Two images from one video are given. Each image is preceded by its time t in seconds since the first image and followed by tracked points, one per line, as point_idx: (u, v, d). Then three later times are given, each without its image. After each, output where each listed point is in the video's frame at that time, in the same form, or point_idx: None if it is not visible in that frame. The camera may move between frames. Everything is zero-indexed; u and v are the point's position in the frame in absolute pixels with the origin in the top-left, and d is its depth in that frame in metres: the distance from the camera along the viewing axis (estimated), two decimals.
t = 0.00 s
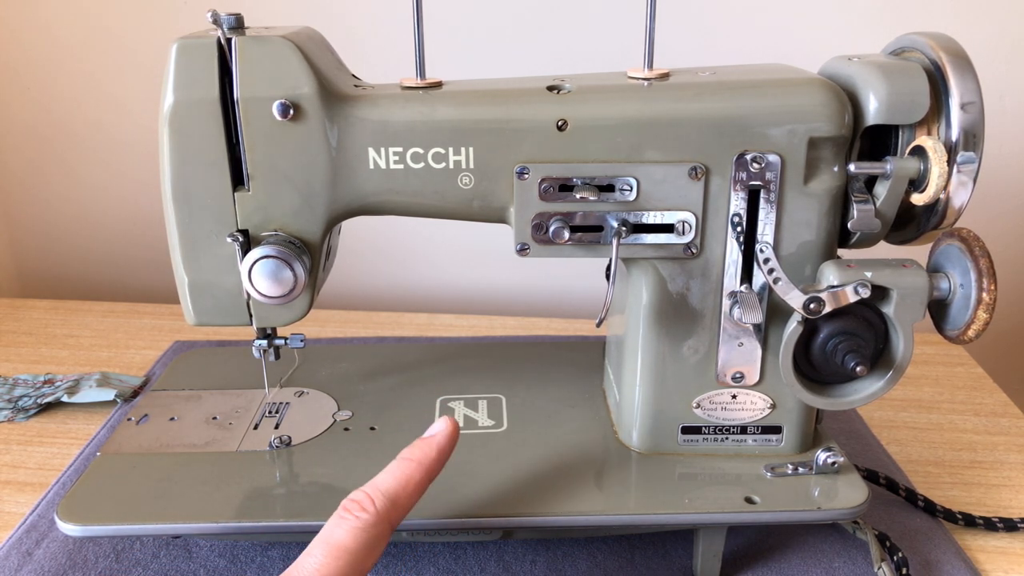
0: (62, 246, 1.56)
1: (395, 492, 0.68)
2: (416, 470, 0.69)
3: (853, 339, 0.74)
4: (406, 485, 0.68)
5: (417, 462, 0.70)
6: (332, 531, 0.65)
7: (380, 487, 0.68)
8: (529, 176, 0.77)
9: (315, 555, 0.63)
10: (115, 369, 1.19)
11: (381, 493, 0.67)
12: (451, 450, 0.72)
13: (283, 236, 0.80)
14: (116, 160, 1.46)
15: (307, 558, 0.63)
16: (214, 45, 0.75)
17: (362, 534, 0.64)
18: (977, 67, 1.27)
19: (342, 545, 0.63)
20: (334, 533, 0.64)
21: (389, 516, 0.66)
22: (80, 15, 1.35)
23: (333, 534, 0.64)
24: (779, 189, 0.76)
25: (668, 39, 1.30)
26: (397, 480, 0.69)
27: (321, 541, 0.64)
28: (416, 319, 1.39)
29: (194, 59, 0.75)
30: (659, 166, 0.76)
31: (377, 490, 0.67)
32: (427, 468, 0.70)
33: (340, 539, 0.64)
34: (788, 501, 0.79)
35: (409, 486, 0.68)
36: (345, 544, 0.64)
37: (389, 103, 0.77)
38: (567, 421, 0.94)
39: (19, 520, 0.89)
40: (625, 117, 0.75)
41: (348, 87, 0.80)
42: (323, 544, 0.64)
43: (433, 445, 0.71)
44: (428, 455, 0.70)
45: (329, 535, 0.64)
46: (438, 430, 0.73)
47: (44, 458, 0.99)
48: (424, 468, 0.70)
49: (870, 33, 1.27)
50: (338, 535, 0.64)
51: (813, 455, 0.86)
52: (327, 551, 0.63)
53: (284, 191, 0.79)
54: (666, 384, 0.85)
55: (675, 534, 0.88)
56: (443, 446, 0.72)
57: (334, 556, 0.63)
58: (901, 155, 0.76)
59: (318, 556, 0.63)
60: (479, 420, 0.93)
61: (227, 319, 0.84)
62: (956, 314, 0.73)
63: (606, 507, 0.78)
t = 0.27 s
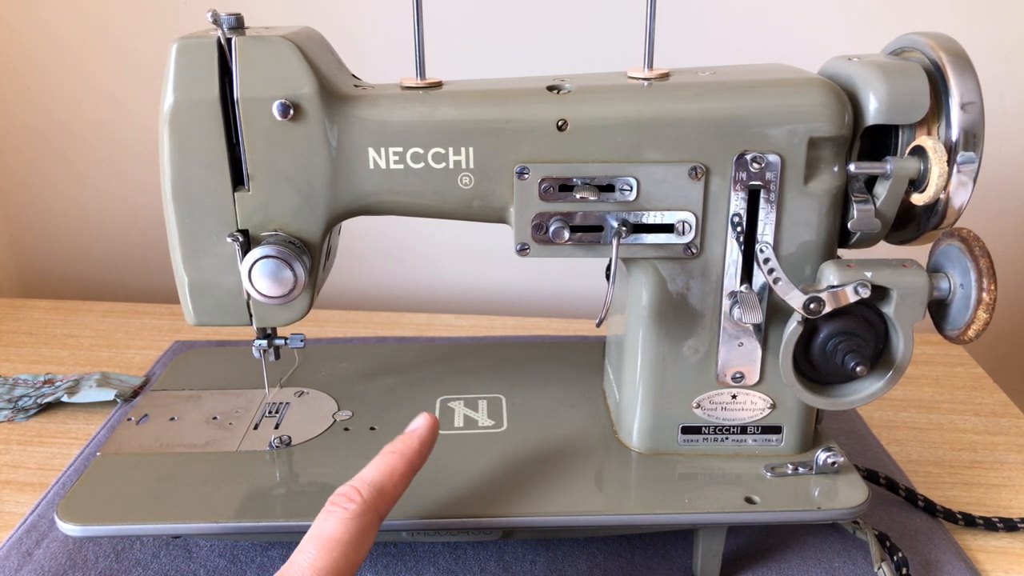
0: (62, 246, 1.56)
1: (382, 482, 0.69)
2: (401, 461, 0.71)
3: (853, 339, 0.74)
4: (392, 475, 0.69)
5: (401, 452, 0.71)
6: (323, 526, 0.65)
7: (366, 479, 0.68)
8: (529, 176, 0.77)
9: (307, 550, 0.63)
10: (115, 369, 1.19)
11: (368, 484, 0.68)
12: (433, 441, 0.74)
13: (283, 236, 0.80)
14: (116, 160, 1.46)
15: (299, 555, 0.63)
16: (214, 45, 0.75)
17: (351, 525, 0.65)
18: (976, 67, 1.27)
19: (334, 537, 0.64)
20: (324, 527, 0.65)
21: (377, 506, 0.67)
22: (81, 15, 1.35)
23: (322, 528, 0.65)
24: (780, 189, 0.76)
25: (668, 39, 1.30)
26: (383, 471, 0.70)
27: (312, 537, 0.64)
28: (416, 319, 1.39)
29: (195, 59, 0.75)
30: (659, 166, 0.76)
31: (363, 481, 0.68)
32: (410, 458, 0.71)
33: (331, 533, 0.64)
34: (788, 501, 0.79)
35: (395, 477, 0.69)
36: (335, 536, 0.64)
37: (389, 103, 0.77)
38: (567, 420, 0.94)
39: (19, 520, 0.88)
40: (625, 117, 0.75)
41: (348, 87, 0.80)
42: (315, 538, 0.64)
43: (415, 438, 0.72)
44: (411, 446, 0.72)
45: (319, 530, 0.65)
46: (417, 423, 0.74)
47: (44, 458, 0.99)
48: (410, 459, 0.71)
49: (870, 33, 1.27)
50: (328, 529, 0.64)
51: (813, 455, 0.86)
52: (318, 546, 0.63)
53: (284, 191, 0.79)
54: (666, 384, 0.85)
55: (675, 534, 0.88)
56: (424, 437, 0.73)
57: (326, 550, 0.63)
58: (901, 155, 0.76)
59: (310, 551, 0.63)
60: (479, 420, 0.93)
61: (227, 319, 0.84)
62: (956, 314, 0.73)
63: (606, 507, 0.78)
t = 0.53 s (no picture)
0: (62, 246, 1.56)
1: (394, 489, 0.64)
2: (421, 492, 0.66)
3: (852, 338, 0.74)
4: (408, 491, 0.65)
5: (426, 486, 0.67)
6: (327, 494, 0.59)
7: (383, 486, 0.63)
8: (528, 176, 0.77)
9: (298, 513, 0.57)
10: (115, 369, 1.19)
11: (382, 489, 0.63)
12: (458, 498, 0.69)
13: (283, 236, 0.80)
14: (116, 160, 1.46)
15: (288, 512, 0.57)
16: (214, 46, 0.75)
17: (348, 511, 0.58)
18: (977, 67, 1.27)
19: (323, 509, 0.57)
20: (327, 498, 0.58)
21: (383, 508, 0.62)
22: (81, 15, 1.35)
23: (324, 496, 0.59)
24: (780, 189, 0.76)
25: (668, 39, 1.30)
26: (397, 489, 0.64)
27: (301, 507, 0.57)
28: (417, 319, 1.39)
29: (194, 59, 0.75)
30: (659, 166, 0.76)
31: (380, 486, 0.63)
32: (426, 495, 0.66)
33: (331, 501, 0.58)
34: (788, 501, 0.79)
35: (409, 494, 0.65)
36: (334, 506, 0.58)
37: (389, 103, 0.77)
38: (567, 420, 0.94)
39: (19, 520, 0.88)
40: (625, 117, 0.75)
41: (348, 87, 0.80)
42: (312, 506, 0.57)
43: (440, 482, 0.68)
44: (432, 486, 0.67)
45: (317, 498, 0.59)
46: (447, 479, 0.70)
47: (44, 458, 0.99)
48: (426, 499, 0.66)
49: (871, 33, 1.27)
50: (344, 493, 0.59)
51: (812, 455, 0.86)
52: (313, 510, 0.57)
53: (283, 191, 0.79)
54: (666, 384, 0.85)
55: (675, 534, 0.88)
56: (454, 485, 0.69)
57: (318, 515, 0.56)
58: (901, 155, 0.76)
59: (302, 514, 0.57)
60: (479, 420, 0.93)
61: (227, 319, 0.84)
62: (955, 314, 0.73)
63: (606, 507, 0.78)
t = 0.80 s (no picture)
0: (63, 247, 1.56)
1: (499, 437, 0.56)
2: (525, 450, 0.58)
3: (852, 339, 0.74)
4: (505, 429, 0.58)
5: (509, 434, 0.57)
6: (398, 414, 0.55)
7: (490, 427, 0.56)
8: (528, 176, 0.77)
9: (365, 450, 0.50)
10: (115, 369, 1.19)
11: (473, 420, 0.55)
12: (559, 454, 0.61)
13: (283, 236, 0.80)
14: (116, 160, 1.46)
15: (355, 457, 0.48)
16: (214, 45, 0.75)
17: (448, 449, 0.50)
18: (977, 67, 1.27)
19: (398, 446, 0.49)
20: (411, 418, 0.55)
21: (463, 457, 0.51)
22: (81, 15, 1.35)
23: (412, 435, 0.50)
24: (780, 189, 0.76)
25: (668, 38, 1.30)
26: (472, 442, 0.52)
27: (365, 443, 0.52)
28: (417, 319, 1.39)
29: (195, 59, 0.75)
30: (659, 166, 0.76)
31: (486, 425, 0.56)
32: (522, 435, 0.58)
33: (423, 441, 0.49)
34: (787, 501, 0.79)
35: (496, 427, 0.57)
36: (427, 446, 0.49)
37: (389, 103, 0.77)
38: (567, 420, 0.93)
39: (19, 520, 0.88)
40: (625, 117, 0.75)
41: (348, 87, 0.80)
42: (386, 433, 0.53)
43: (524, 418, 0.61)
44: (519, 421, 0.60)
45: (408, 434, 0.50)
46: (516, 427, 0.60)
47: (44, 458, 0.99)
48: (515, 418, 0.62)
49: (870, 33, 1.27)
50: (401, 396, 0.57)
51: (812, 455, 0.86)
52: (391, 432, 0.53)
53: (284, 191, 0.79)
54: (667, 384, 0.85)
55: (675, 534, 0.88)
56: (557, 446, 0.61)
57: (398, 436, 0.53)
58: (901, 155, 0.76)
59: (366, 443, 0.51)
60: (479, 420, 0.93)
61: (227, 319, 0.84)
62: (955, 314, 0.73)
63: (605, 507, 0.78)
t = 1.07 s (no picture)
0: (63, 247, 1.56)
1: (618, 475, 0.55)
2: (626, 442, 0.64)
3: (852, 339, 0.74)
4: (601, 444, 0.62)
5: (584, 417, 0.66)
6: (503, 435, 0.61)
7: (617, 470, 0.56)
8: (528, 176, 0.77)
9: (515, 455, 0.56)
10: (115, 369, 1.19)
11: (570, 440, 0.59)
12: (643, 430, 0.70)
13: (283, 236, 0.80)
14: (115, 159, 1.46)
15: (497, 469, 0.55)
16: (214, 45, 0.75)
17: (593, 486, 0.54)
18: (977, 67, 1.27)
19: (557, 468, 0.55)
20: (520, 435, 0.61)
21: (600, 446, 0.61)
22: (81, 15, 1.35)
23: (569, 494, 0.51)
24: (780, 189, 0.76)
25: (668, 39, 1.30)
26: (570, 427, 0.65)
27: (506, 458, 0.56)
28: (417, 319, 1.39)
29: (195, 59, 0.75)
30: (659, 166, 0.76)
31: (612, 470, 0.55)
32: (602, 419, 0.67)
33: (581, 500, 0.51)
34: (787, 501, 0.79)
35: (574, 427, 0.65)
36: (584, 505, 0.51)
37: (389, 103, 0.77)
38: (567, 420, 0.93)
39: (19, 520, 0.88)
40: (624, 117, 0.75)
41: (349, 87, 0.80)
42: (530, 448, 0.57)
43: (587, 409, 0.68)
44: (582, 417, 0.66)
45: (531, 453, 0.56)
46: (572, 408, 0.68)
47: (44, 458, 0.99)
48: (621, 444, 0.64)
49: (870, 33, 1.27)
50: (552, 448, 0.57)
51: (813, 455, 0.86)
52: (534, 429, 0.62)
53: (284, 191, 0.79)
54: (667, 384, 0.85)
55: (675, 534, 0.88)
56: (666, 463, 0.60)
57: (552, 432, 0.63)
58: (901, 155, 0.76)
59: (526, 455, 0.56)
60: (479, 420, 0.93)
61: (227, 319, 0.84)
62: (955, 314, 0.73)
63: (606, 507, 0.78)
